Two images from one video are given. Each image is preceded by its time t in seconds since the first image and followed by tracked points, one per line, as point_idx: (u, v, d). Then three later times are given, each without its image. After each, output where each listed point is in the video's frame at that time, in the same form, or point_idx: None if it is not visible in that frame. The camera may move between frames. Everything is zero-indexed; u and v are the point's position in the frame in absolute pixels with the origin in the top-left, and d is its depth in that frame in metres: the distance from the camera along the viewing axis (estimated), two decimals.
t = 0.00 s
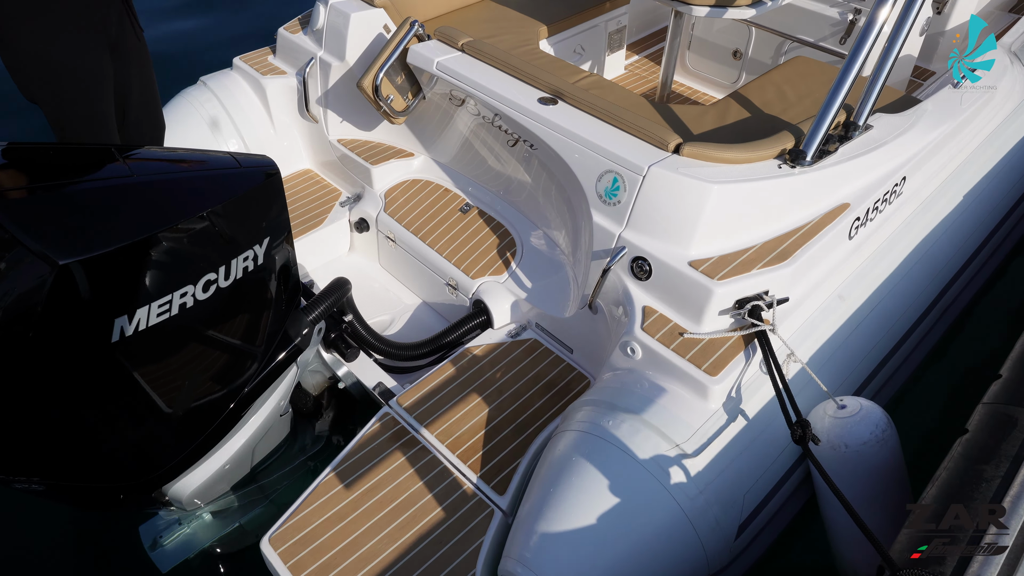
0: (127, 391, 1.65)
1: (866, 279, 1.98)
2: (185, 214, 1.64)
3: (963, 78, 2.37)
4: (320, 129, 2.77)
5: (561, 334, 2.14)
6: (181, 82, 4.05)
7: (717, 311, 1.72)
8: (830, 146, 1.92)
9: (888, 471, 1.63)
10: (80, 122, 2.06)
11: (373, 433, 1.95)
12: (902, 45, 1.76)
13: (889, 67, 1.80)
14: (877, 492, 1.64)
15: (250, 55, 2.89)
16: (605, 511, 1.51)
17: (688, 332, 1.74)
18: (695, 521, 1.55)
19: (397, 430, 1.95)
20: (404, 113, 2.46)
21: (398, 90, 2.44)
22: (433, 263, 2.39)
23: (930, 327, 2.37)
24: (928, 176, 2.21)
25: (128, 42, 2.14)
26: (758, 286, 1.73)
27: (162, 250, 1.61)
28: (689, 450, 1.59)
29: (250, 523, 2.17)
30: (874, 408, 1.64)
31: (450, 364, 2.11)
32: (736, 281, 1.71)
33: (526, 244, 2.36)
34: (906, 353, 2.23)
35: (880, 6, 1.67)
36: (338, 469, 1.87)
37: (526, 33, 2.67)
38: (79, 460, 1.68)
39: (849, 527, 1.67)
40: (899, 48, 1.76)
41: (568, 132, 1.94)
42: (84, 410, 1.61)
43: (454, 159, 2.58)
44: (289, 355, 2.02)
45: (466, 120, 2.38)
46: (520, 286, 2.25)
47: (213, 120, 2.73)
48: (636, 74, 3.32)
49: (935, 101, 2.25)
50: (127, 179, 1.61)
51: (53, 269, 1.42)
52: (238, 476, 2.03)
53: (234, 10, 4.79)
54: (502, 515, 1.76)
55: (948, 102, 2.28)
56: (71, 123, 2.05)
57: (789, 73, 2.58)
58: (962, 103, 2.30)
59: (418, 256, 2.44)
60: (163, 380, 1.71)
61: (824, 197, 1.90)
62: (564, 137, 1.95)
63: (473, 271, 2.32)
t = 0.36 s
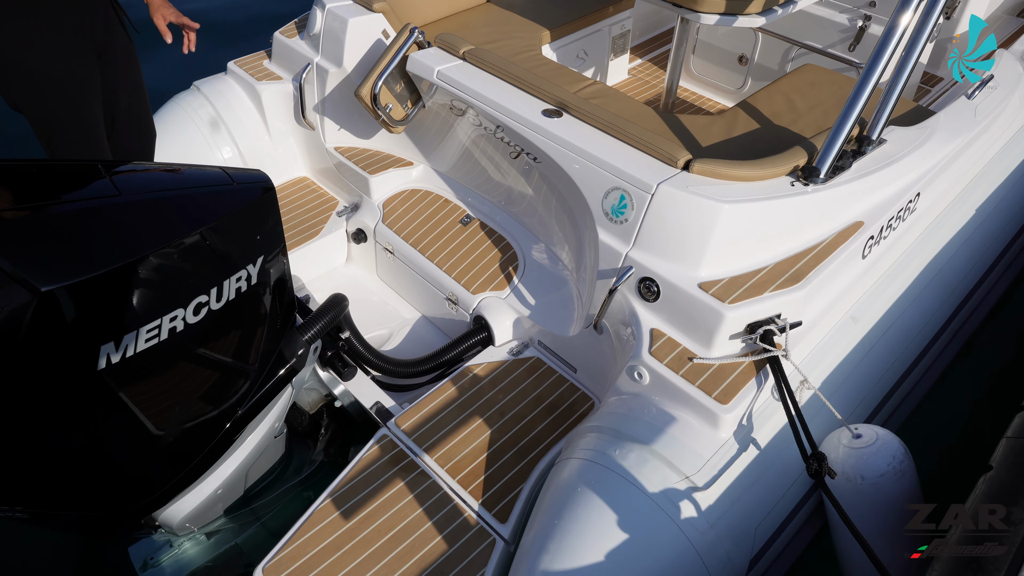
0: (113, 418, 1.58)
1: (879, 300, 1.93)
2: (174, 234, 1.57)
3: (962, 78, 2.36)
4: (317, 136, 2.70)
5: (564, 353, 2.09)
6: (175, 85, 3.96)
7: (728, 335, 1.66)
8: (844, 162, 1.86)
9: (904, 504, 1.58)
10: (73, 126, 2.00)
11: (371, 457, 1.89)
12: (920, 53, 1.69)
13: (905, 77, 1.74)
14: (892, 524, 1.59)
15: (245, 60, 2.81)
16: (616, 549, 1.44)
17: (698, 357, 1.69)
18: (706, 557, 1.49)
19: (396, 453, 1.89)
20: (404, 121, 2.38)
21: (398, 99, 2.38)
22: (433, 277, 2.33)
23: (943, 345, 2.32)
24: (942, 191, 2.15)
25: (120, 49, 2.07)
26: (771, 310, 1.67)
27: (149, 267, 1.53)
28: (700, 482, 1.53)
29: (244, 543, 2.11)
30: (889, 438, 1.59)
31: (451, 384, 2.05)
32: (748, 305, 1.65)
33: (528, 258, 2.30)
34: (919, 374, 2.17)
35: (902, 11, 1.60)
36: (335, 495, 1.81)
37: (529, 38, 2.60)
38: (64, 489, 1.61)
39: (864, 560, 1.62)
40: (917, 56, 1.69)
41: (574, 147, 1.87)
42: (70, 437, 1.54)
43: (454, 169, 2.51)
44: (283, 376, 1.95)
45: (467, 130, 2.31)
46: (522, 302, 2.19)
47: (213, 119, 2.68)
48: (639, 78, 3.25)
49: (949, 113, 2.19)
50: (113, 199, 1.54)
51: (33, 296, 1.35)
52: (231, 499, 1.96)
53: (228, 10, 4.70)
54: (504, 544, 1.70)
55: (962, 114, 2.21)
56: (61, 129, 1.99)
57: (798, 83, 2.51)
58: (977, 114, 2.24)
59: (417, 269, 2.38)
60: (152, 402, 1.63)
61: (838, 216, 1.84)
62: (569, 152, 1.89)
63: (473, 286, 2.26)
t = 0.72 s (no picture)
0: (105, 439, 1.52)
1: (893, 313, 1.89)
2: (167, 247, 1.52)
3: (962, 78, 2.75)
4: (316, 143, 2.65)
5: (569, 366, 2.04)
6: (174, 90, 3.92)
7: (739, 352, 1.61)
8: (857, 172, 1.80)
9: (923, 527, 1.54)
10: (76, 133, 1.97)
11: (371, 474, 1.83)
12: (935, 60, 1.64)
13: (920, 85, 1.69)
14: (910, 548, 1.55)
15: (243, 66, 2.77)
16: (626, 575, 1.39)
17: (709, 374, 1.64)
18: None
19: (397, 471, 1.84)
20: (404, 129, 2.34)
21: (399, 105, 2.33)
22: (435, 287, 2.28)
23: (957, 357, 2.27)
24: (956, 200, 2.10)
25: (111, 56, 2.03)
26: (784, 325, 1.62)
27: (142, 281, 1.47)
28: (712, 505, 1.48)
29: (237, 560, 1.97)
30: (907, 458, 1.54)
31: (453, 398, 2.00)
32: (760, 320, 1.60)
33: (532, 269, 2.25)
34: (934, 388, 2.12)
35: (917, 19, 1.54)
36: (334, 515, 1.76)
37: (532, 43, 2.55)
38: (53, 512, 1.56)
39: None
40: (932, 63, 1.64)
41: (580, 157, 1.82)
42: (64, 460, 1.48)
43: (456, 177, 2.46)
44: (281, 393, 1.90)
45: (469, 137, 2.26)
46: (526, 314, 2.14)
47: (214, 119, 2.64)
48: (644, 83, 3.21)
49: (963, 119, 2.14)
50: (103, 214, 1.50)
51: (20, 316, 1.30)
52: (226, 518, 1.89)
53: (227, 13, 4.66)
54: (509, 567, 1.65)
55: (977, 120, 2.16)
56: (64, 137, 1.95)
57: (807, 88, 2.47)
58: (991, 121, 2.18)
59: (419, 280, 2.33)
60: (146, 418, 1.58)
61: (851, 227, 1.79)
62: (574, 161, 1.84)
63: (476, 297, 2.21)
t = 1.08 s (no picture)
0: (93, 454, 1.48)
1: (902, 319, 1.85)
2: (157, 255, 1.47)
3: (962, 79, 2.64)
4: (313, 146, 2.61)
5: (571, 373, 1.99)
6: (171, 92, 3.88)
7: (746, 360, 1.57)
8: (865, 174, 1.76)
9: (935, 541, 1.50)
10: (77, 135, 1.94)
11: (368, 486, 1.79)
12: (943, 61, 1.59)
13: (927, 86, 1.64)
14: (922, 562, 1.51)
15: (238, 68, 2.72)
16: None
17: (715, 383, 1.60)
18: None
19: (395, 482, 1.80)
20: (402, 132, 2.30)
21: (397, 108, 2.29)
22: (434, 292, 2.24)
23: (968, 362, 2.22)
24: (965, 202, 2.05)
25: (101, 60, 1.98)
26: (791, 332, 1.58)
27: (133, 290, 1.43)
28: (719, 519, 1.44)
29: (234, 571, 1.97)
30: (919, 469, 1.50)
31: (452, 407, 1.96)
32: (767, 327, 1.56)
33: (533, 274, 2.21)
34: (945, 395, 2.08)
35: (924, 22, 1.50)
36: (330, 528, 1.72)
37: (533, 43, 2.51)
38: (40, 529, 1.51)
39: None
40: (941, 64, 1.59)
41: (581, 160, 1.78)
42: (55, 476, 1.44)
43: (455, 181, 2.42)
44: (276, 403, 1.85)
45: (469, 140, 2.22)
46: (527, 320, 2.10)
47: (213, 120, 2.60)
48: (646, 83, 3.16)
49: (972, 119, 2.10)
50: (91, 222, 1.46)
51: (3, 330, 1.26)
52: (221, 529, 1.85)
53: (224, 16, 4.62)
54: None
55: (987, 120, 2.12)
56: (66, 140, 1.92)
57: (812, 89, 2.42)
58: (1001, 121, 2.14)
59: (418, 285, 2.29)
60: (138, 432, 1.53)
61: (860, 231, 1.75)
62: (575, 165, 1.80)
63: (476, 303, 2.17)
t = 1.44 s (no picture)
0: (73, 478, 1.39)
1: (919, 329, 1.78)
2: (140, 265, 1.38)
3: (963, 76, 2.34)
4: (308, 147, 2.54)
5: (574, 385, 1.92)
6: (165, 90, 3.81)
7: (759, 374, 1.50)
8: (882, 178, 1.69)
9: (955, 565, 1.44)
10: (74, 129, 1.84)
11: (363, 505, 1.72)
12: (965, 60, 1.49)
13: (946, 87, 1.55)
14: None
15: (231, 67, 2.65)
16: None
17: (726, 399, 1.53)
18: None
19: (391, 500, 1.73)
20: (399, 133, 2.22)
21: (394, 109, 2.22)
22: (432, 299, 2.17)
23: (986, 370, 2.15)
24: (984, 206, 1.98)
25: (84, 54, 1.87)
26: (806, 346, 1.51)
27: (117, 302, 1.34)
28: (731, 544, 1.37)
29: None
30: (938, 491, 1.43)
31: (450, 421, 1.89)
32: (781, 341, 1.49)
33: (535, 280, 2.14)
34: (963, 405, 2.01)
35: (943, 21, 1.40)
36: (323, 549, 1.65)
37: (534, 40, 2.43)
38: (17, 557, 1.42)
39: None
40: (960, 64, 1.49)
41: (585, 164, 1.71)
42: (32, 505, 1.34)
43: (454, 183, 2.35)
44: (267, 418, 1.76)
45: (468, 141, 2.14)
46: (528, 328, 2.03)
47: (214, 119, 2.53)
48: (650, 80, 3.08)
49: (992, 119, 2.02)
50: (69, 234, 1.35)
51: None
52: (213, 547, 1.77)
53: (220, 12, 4.55)
54: None
55: (1006, 119, 2.04)
56: (67, 134, 1.83)
57: (822, 87, 2.35)
58: (1021, 121, 2.06)
59: (416, 292, 2.21)
60: (123, 450, 1.46)
61: (876, 238, 1.68)
62: (579, 169, 1.72)
63: (475, 310, 2.09)
